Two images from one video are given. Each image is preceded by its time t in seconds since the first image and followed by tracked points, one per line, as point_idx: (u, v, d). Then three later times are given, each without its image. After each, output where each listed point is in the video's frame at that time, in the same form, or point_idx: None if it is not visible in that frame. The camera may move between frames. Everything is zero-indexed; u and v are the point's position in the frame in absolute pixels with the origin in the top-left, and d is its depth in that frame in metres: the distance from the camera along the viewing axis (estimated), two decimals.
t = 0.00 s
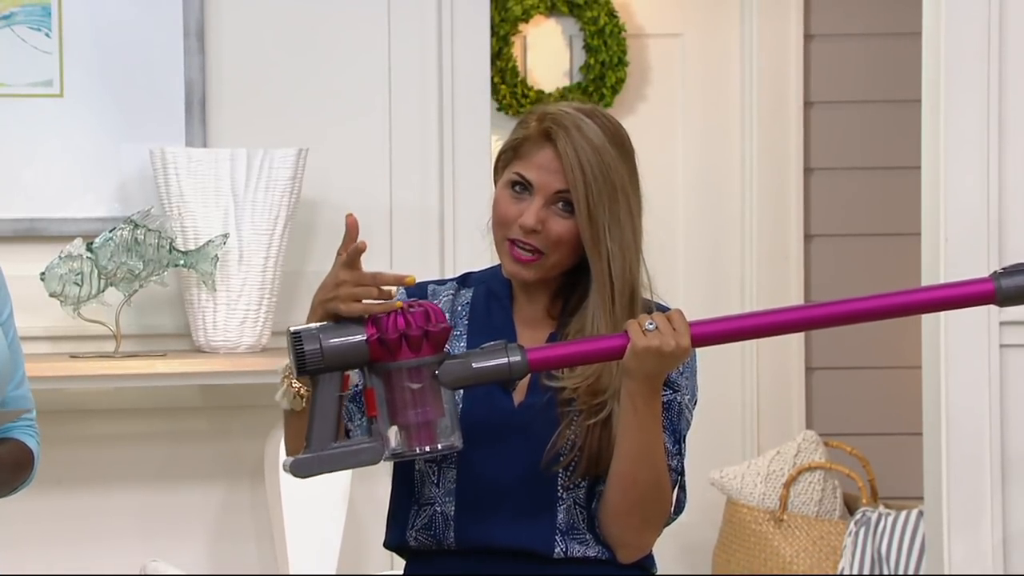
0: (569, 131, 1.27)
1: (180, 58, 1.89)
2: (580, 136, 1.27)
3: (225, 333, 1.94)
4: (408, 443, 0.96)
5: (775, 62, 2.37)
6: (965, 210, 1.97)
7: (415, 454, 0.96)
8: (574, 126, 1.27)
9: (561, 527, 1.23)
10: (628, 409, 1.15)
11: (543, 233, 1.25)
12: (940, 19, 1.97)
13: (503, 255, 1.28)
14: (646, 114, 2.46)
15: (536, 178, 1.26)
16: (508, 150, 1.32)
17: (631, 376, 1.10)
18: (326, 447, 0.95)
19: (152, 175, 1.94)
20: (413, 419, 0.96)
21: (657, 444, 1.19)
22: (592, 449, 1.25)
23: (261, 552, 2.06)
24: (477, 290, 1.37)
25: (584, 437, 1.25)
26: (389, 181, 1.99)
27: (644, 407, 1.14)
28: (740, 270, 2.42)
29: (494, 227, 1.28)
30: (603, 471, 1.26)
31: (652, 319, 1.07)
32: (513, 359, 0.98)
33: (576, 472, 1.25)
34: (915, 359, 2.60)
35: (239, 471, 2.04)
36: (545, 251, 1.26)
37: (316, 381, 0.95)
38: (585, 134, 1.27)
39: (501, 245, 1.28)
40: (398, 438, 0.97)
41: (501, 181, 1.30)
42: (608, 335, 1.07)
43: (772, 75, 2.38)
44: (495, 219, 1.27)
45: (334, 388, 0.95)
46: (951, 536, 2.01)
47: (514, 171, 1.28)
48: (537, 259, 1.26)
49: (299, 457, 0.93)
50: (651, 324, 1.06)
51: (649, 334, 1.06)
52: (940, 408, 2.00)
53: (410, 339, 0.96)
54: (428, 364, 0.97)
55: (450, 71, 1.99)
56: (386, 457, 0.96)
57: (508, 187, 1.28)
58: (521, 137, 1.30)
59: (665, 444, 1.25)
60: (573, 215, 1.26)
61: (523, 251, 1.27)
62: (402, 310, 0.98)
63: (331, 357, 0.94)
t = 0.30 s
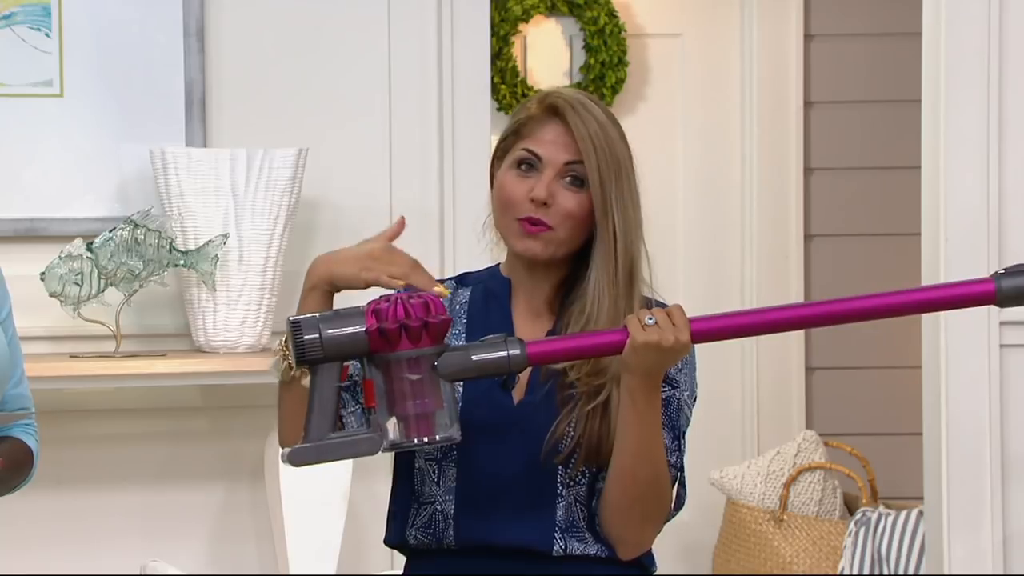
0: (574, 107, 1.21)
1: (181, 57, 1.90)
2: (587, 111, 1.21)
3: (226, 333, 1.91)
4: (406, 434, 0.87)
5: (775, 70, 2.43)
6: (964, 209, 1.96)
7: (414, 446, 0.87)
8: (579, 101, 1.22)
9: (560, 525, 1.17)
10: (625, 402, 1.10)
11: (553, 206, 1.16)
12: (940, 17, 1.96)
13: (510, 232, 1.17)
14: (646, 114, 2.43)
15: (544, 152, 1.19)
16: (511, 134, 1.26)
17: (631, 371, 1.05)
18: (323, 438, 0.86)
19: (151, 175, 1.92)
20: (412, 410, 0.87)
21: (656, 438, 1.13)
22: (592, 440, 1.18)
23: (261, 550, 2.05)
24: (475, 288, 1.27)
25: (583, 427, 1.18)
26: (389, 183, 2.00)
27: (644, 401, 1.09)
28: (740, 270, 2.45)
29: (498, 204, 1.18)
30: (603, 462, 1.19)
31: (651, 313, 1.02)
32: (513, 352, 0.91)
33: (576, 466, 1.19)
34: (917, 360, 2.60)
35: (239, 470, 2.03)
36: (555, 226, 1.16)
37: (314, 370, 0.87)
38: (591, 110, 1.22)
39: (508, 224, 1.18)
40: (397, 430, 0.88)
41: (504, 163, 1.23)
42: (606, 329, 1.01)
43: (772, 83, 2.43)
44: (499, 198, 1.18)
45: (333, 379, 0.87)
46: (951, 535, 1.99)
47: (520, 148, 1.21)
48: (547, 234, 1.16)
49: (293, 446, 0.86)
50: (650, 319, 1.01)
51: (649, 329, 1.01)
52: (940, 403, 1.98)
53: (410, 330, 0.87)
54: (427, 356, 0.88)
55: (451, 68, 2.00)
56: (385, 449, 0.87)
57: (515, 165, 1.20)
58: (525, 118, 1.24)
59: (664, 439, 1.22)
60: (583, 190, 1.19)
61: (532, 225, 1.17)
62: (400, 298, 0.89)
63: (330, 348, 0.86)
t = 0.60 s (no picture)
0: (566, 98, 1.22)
1: (181, 57, 1.91)
2: (579, 100, 1.21)
3: (226, 333, 1.90)
4: (407, 433, 0.88)
5: (774, 67, 2.41)
6: (964, 209, 1.91)
7: (414, 444, 0.87)
8: (570, 91, 1.22)
9: (564, 523, 1.15)
10: (625, 398, 1.10)
11: (556, 191, 1.16)
12: (940, 16, 1.91)
13: (515, 221, 1.16)
14: (647, 114, 2.43)
15: (540, 141, 1.19)
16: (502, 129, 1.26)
17: (632, 369, 1.04)
18: (324, 436, 0.88)
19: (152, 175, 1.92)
20: (413, 408, 0.88)
21: (659, 433, 1.12)
22: (594, 435, 1.17)
23: (260, 551, 2.05)
24: (473, 287, 1.24)
25: (585, 423, 1.16)
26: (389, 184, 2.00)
27: (644, 396, 1.09)
28: (740, 270, 2.45)
29: (500, 194, 1.18)
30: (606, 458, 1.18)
31: (651, 310, 1.02)
32: (513, 350, 0.89)
33: (579, 462, 1.17)
34: (917, 360, 2.60)
35: (239, 470, 2.03)
36: (560, 210, 1.16)
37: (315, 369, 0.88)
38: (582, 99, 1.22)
39: (512, 213, 1.17)
40: (397, 428, 0.88)
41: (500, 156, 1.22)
42: (607, 327, 1.01)
43: (772, 81, 2.42)
44: (501, 189, 1.17)
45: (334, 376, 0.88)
46: (951, 534, 1.94)
47: (516, 139, 1.20)
48: (552, 218, 1.16)
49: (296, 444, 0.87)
50: (650, 316, 1.01)
51: (649, 326, 1.00)
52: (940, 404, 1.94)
53: (410, 328, 0.87)
54: (427, 354, 0.88)
55: (451, 62, 2.00)
56: (386, 447, 0.88)
57: (511, 155, 1.20)
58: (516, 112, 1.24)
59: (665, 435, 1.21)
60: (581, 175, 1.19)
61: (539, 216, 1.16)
62: (400, 296, 0.89)
63: (330, 347, 0.86)
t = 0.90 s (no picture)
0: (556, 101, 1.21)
1: (181, 57, 1.91)
2: (570, 102, 1.21)
3: (226, 333, 1.90)
4: (407, 441, 0.88)
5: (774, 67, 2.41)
6: (964, 209, 1.91)
7: (415, 452, 0.87)
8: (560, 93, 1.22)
9: (563, 524, 1.15)
10: (625, 401, 1.09)
11: (555, 200, 1.16)
12: (940, 17, 1.91)
13: (515, 232, 1.17)
14: (646, 115, 2.43)
15: (535, 149, 1.19)
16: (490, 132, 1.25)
17: (631, 370, 1.04)
18: (325, 447, 0.88)
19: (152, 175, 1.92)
20: (413, 416, 0.88)
21: (658, 432, 1.12)
22: (594, 432, 1.17)
23: (260, 551, 2.05)
24: (469, 288, 1.24)
25: (586, 418, 1.17)
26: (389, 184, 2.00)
27: (643, 396, 1.08)
28: (740, 270, 2.45)
29: (497, 205, 1.18)
30: (605, 456, 1.18)
31: (648, 311, 1.02)
32: (512, 356, 0.90)
33: (579, 461, 1.17)
34: (917, 360, 2.60)
35: (239, 470, 2.03)
36: (560, 218, 1.17)
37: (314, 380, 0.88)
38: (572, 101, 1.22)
39: (511, 225, 1.17)
40: (397, 436, 0.88)
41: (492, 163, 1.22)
42: (605, 328, 1.01)
43: (772, 81, 2.42)
44: (499, 198, 1.17)
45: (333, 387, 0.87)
46: (951, 533, 1.94)
47: (509, 147, 1.20)
48: (553, 226, 1.16)
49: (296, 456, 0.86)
50: (648, 317, 1.01)
51: (647, 327, 1.00)
52: (941, 393, 1.94)
53: (409, 336, 0.88)
54: (427, 361, 0.89)
55: (451, 64, 2.00)
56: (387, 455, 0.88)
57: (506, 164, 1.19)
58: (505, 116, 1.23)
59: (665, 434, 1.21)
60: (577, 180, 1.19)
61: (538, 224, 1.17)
62: (398, 304, 0.89)
63: (329, 357, 0.86)
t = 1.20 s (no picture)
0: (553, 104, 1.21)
1: (181, 57, 1.91)
2: (567, 106, 1.21)
3: (226, 333, 1.90)
4: (411, 445, 0.87)
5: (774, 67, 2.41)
6: (964, 210, 1.91)
7: (420, 456, 0.87)
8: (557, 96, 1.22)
9: (565, 524, 1.15)
10: (626, 401, 1.09)
11: (551, 202, 1.16)
12: (940, 18, 1.91)
13: (512, 235, 1.16)
14: (646, 115, 2.43)
15: (531, 153, 1.18)
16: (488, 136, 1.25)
17: (631, 369, 1.04)
18: (328, 454, 0.86)
19: (152, 175, 1.92)
20: (416, 420, 0.87)
21: (658, 431, 1.12)
22: (594, 431, 1.17)
23: (260, 551, 2.05)
24: (467, 290, 1.24)
25: (586, 418, 1.17)
26: (389, 184, 1.99)
27: (646, 397, 1.08)
28: (740, 270, 2.45)
29: (494, 209, 1.18)
30: (605, 456, 1.18)
31: (648, 309, 1.02)
32: (513, 357, 0.90)
33: (580, 461, 1.17)
34: (917, 360, 2.60)
35: (239, 470, 2.03)
36: (556, 221, 1.16)
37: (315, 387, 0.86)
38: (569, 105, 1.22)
39: (508, 228, 1.17)
40: (400, 441, 0.87)
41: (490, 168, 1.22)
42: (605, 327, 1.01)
43: (772, 81, 2.41)
44: (494, 201, 1.17)
45: (335, 394, 0.86)
46: (951, 533, 1.94)
47: (506, 151, 1.20)
48: (549, 229, 1.16)
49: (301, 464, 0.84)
50: (648, 315, 1.01)
51: (647, 324, 1.00)
52: (940, 391, 1.93)
53: (409, 340, 0.86)
54: (427, 364, 0.88)
55: (451, 65, 2.00)
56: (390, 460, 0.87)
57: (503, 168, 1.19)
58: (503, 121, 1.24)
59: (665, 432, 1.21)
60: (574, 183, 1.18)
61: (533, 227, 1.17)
62: (396, 308, 0.88)
63: (330, 364, 0.84)
